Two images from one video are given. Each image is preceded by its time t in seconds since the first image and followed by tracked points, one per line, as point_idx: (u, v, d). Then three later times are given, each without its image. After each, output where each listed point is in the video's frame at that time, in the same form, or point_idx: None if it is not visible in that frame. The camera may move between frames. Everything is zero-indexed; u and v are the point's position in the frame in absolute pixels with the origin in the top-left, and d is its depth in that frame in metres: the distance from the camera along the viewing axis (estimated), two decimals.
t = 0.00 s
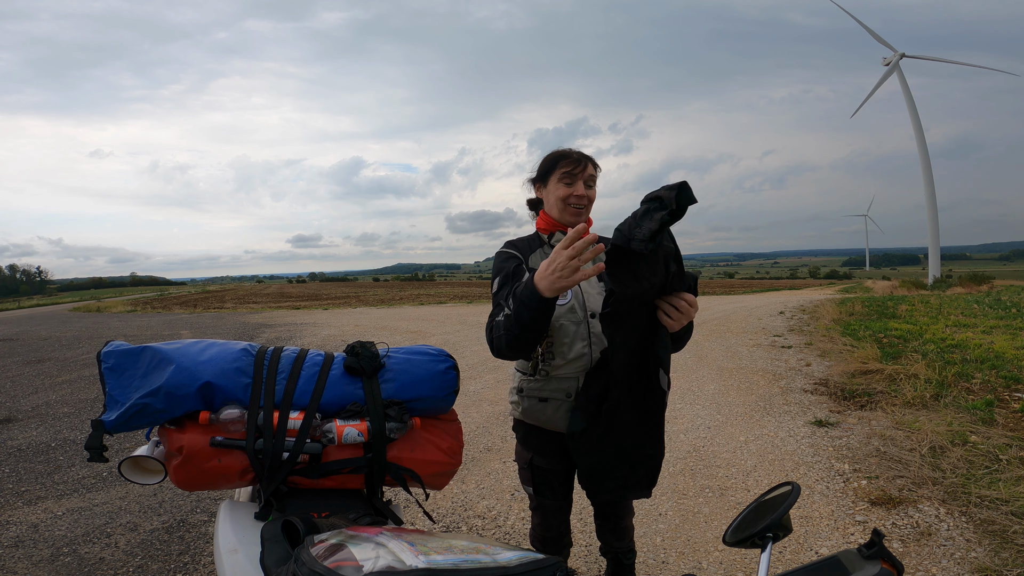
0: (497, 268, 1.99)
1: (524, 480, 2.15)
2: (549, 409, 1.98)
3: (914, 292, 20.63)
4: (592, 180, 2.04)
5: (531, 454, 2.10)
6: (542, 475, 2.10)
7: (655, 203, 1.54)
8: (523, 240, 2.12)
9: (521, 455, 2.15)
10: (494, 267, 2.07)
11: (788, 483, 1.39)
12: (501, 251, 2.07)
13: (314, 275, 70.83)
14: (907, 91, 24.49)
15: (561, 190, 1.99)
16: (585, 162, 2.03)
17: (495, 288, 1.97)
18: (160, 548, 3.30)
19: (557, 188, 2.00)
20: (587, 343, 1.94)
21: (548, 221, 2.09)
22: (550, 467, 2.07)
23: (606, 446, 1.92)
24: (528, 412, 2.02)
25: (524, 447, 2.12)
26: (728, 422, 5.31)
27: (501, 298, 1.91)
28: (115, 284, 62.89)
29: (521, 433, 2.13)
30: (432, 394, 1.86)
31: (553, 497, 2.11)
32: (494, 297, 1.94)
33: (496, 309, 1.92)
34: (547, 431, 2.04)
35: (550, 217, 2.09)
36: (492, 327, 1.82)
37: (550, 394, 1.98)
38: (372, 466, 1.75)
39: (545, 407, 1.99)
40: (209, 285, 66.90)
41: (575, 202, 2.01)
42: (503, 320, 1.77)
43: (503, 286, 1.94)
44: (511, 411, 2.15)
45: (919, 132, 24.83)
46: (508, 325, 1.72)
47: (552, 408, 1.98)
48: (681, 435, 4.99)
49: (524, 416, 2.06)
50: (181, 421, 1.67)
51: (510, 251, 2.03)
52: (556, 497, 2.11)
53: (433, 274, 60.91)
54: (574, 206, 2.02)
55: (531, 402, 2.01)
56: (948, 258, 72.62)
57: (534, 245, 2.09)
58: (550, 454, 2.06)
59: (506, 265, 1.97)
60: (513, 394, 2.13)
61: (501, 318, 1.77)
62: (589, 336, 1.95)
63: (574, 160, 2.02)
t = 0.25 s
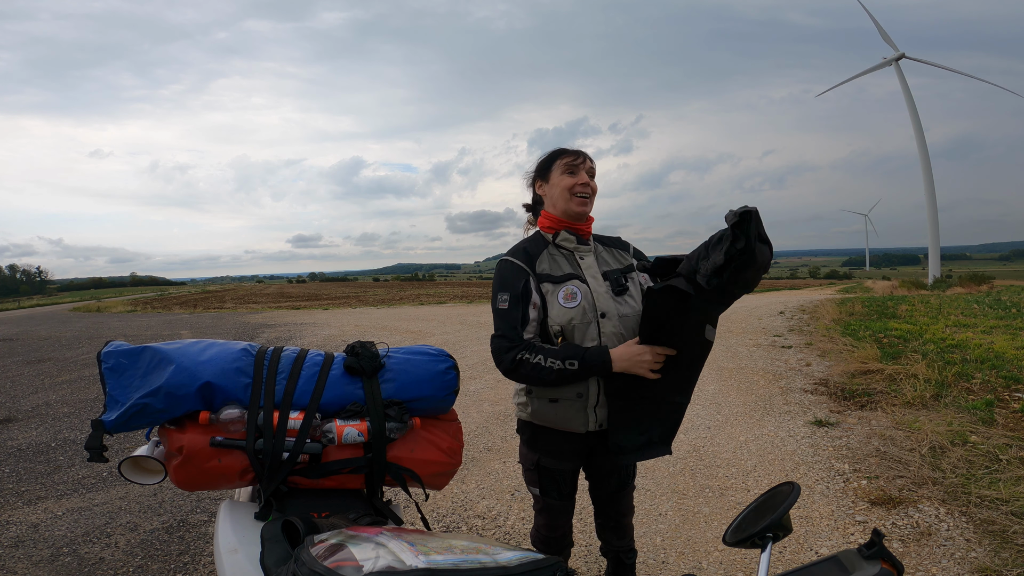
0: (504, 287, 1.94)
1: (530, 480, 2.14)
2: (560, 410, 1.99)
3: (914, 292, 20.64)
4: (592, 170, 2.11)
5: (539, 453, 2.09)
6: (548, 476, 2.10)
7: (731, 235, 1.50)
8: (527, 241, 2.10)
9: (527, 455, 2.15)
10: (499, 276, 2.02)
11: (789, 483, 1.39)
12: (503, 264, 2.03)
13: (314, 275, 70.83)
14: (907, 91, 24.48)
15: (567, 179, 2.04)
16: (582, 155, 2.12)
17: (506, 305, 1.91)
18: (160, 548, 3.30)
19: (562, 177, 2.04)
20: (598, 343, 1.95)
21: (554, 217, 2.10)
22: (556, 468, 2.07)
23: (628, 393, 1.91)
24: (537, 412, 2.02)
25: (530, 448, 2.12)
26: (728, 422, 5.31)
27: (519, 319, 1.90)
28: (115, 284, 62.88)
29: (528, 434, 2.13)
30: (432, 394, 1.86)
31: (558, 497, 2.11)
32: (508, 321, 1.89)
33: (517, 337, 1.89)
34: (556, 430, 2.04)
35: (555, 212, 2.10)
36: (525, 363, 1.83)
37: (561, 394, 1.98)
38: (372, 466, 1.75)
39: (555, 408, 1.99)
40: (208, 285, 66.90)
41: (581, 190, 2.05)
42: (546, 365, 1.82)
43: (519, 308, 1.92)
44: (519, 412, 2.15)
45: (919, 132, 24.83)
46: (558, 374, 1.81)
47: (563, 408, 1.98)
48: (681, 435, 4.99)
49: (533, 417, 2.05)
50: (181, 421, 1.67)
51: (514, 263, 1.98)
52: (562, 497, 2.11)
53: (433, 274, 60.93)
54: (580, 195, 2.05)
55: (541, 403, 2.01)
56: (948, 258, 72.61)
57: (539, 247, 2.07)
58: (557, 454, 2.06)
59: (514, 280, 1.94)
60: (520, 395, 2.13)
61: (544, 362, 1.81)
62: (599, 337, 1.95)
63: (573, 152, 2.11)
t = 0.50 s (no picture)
0: (508, 284, 1.90)
1: (531, 480, 2.15)
2: (560, 410, 1.98)
3: (914, 292, 20.64)
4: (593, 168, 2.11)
5: (539, 453, 2.09)
6: (548, 476, 2.09)
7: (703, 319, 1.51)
8: (530, 241, 2.09)
9: (527, 455, 2.15)
10: (502, 275, 1.99)
11: (789, 483, 1.39)
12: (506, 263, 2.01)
13: (314, 275, 70.82)
14: (906, 91, 24.49)
15: (567, 177, 2.03)
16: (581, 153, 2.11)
17: (513, 302, 1.87)
18: (160, 548, 3.30)
19: (563, 175, 2.04)
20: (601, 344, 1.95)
21: (555, 216, 2.10)
22: (556, 467, 2.07)
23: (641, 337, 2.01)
24: (539, 413, 2.02)
25: (530, 448, 2.12)
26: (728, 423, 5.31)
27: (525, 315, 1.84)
28: (115, 284, 62.87)
29: (528, 433, 2.13)
30: (431, 394, 1.86)
31: (558, 497, 2.11)
32: (514, 318, 1.84)
33: (523, 331, 1.82)
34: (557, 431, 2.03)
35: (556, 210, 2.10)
36: (533, 351, 1.73)
37: (562, 395, 1.98)
38: (372, 466, 1.75)
39: (557, 409, 1.99)
40: (208, 284, 66.90)
41: (582, 187, 2.04)
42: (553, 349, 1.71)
43: (524, 303, 1.87)
44: (519, 412, 2.15)
45: (919, 131, 24.83)
46: (568, 356, 1.69)
47: (563, 409, 1.98)
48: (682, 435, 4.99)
49: (533, 417, 2.05)
50: (181, 421, 1.67)
51: (517, 262, 1.96)
52: (562, 496, 2.11)
53: (433, 274, 60.94)
54: (582, 192, 2.04)
55: (542, 403, 2.01)
56: (948, 258, 72.59)
57: (542, 248, 2.06)
58: (557, 455, 2.06)
59: (520, 277, 1.91)
60: (521, 395, 2.13)
61: (550, 346, 1.71)
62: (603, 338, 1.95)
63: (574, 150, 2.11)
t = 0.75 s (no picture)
0: (522, 279, 1.89)
1: (531, 480, 2.15)
2: (563, 411, 1.99)
3: (914, 292, 20.64)
4: (601, 175, 2.06)
5: (540, 454, 2.09)
6: (549, 476, 2.10)
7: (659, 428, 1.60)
8: (533, 239, 2.09)
9: (527, 456, 2.15)
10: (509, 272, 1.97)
11: (788, 483, 1.39)
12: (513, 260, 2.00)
13: (314, 275, 70.82)
14: (906, 91, 24.49)
15: (573, 186, 2.01)
16: (594, 157, 2.05)
17: (527, 297, 1.84)
18: (160, 548, 3.30)
19: (569, 183, 2.01)
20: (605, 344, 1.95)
21: (558, 220, 2.09)
22: (557, 468, 2.08)
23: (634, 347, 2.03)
24: (541, 413, 2.02)
25: (531, 449, 2.12)
26: (728, 423, 5.31)
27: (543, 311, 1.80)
28: (115, 284, 62.88)
29: (529, 434, 2.12)
30: (431, 394, 1.86)
31: (559, 498, 2.11)
32: (529, 311, 1.81)
33: (541, 327, 1.77)
34: (559, 431, 2.03)
35: (558, 214, 2.09)
36: (551, 351, 1.67)
37: (564, 395, 1.98)
38: (372, 466, 1.75)
39: (560, 409, 1.99)
40: (208, 284, 66.91)
41: (586, 197, 2.03)
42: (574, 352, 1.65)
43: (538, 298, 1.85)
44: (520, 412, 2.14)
45: (920, 132, 24.81)
46: (588, 362, 1.62)
47: (566, 409, 1.99)
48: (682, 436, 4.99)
49: (535, 418, 2.05)
50: (181, 421, 1.67)
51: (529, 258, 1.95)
52: (562, 497, 2.11)
53: (433, 274, 60.95)
54: (587, 202, 2.03)
55: (545, 403, 2.01)
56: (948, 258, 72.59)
57: (547, 246, 2.06)
58: (558, 455, 2.06)
59: (530, 274, 1.89)
60: (523, 396, 2.12)
61: (571, 349, 1.65)
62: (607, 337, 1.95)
63: (585, 153, 2.03)
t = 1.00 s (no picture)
0: (524, 280, 1.87)
1: (531, 481, 2.15)
2: (563, 412, 1.99)
3: (914, 292, 20.63)
4: (618, 192, 1.96)
5: (540, 454, 2.09)
6: (550, 477, 2.10)
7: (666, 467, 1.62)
8: (532, 240, 2.07)
9: (527, 457, 2.15)
10: (507, 272, 1.95)
11: (789, 483, 1.39)
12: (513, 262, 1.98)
13: (314, 275, 70.81)
14: (907, 91, 24.49)
15: (585, 204, 1.92)
16: (617, 174, 1.91)
17: (528, 298, 1.84)
18: (160, 548, 3.30)
19: (582, 200, 1.91)
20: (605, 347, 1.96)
21: (561, 225, 2.03)
22: (558, 468, 2.08)
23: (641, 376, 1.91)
24: (541, 415, 2.01)
25: (531, 449, 2.12)
26: (728, 423, 5.31)
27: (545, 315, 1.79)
28: (115, 284, 62.88)
29: (529, 434, 2.12)
30: (431, 393, 1.86)
31: (559, 498, 2.11)
32: (532, 312, 1.81)
33: (544, 329, 1.76)
34: (559, 432, 2.03)
35: (563, 220, 2.03)
36: (549, 357, 1.68)
37: (565, 397, 1.98)
38: (372, 466, 1.75)
39: (560, 410, 1.99)
40: (208, 284, 66.91)
41: (597, 216, 1.96)
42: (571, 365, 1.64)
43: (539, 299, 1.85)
44: (520, 412, 2.13)
45: (920, 132, 24.81)
46: (581, 378, 1.62)
47: (566, 410, 1.98)
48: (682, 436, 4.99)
49: (535, 419, 2.05)
50: (180, 421, 1.67)
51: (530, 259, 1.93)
52: (563, 497, 2.11)
53: (433, 274, 60.95)
54: (594, 218, 1.96)
55: (545, 405, 2.00)
56: (949, 259, 72.58)
57: (545, 248, 2.04)
58: (559, 456, 2.06)
59: (531, 275, 1.88)
60: (522, 396, 2.11)
61: (568, 361, 1.64)
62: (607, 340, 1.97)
63: (609, 170, 1.88)
